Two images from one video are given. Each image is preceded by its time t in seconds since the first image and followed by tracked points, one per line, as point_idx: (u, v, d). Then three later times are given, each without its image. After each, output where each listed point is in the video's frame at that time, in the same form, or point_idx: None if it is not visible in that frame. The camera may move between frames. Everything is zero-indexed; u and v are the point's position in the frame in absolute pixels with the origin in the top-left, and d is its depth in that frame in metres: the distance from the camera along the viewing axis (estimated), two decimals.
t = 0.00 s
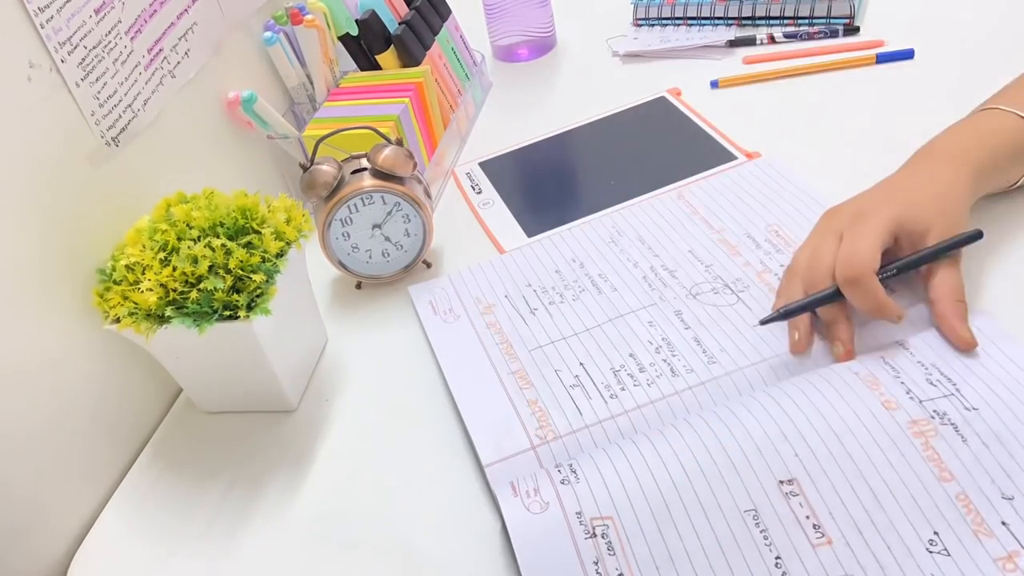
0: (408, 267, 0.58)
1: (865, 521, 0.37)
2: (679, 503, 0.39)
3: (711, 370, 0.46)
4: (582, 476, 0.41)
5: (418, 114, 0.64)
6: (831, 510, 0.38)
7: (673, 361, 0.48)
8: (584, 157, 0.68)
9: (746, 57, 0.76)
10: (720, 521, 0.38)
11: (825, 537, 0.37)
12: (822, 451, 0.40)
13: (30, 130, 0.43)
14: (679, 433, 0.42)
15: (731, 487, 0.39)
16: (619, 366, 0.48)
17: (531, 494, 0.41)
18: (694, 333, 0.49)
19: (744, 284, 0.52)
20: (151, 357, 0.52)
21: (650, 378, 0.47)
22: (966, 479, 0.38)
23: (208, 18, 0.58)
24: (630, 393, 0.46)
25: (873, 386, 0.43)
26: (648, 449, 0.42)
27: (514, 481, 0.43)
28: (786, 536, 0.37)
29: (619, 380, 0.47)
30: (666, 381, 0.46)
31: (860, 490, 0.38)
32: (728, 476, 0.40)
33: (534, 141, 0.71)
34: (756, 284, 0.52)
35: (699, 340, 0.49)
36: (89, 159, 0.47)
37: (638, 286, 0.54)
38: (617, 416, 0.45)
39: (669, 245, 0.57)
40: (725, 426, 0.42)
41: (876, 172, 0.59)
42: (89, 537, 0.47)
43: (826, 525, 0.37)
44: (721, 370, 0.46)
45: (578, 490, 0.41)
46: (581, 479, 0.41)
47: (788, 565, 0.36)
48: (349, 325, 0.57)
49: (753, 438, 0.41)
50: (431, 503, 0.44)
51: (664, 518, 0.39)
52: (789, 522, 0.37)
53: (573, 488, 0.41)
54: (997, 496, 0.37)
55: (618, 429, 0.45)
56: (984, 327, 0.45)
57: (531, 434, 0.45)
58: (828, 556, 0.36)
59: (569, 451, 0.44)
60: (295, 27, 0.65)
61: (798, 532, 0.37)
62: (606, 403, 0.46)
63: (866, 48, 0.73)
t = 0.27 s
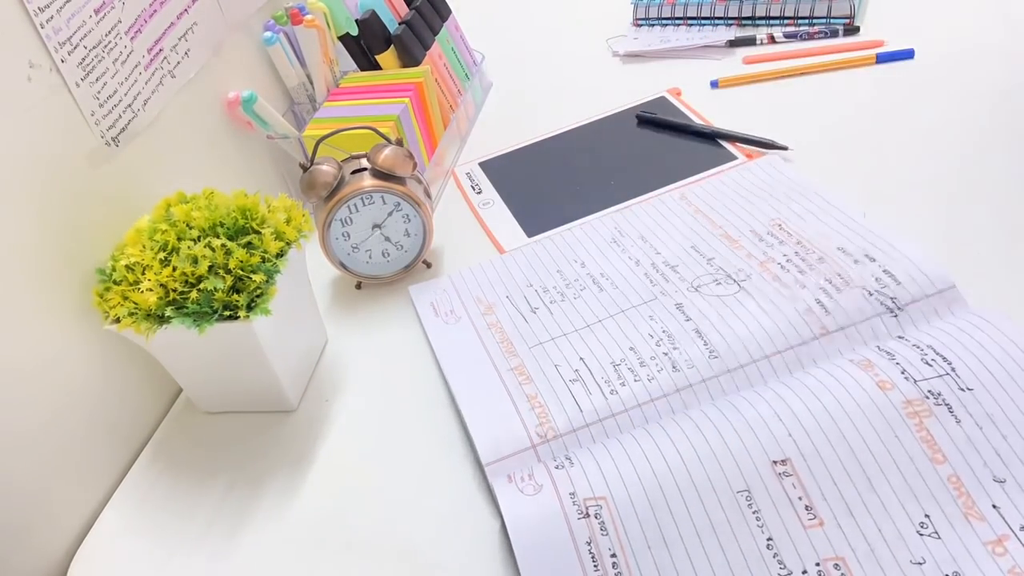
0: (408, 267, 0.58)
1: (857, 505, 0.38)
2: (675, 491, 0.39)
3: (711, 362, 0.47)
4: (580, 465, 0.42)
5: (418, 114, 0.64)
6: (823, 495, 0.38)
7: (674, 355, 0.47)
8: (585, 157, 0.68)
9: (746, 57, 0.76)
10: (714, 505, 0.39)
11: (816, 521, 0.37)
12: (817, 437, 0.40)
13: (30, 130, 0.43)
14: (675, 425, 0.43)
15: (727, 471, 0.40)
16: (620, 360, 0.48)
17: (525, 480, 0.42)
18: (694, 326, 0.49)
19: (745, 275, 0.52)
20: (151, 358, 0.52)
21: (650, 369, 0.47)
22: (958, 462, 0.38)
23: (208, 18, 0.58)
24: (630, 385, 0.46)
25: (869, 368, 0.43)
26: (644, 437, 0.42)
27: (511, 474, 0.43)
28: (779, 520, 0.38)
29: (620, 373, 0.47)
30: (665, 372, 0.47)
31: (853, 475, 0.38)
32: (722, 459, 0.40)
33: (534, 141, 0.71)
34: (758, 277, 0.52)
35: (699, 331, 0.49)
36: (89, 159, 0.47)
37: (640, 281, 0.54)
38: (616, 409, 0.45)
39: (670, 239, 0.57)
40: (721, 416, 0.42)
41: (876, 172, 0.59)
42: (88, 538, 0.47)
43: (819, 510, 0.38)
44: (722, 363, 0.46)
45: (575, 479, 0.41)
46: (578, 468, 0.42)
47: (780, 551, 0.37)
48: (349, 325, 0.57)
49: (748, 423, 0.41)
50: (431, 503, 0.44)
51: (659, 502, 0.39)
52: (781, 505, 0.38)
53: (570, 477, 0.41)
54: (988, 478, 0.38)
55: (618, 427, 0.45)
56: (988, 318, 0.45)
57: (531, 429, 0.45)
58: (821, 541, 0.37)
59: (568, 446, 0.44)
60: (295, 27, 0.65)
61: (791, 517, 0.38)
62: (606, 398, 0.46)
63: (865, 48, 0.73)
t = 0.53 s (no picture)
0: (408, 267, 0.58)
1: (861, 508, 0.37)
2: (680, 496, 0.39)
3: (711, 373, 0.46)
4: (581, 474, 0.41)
5: (418, 114, 0.64)
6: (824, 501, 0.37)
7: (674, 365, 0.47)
8: (585, 157, 0.68)
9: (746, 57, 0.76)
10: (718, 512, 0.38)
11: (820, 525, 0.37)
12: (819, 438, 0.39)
13: (30, 130, 0.43)
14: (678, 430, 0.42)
15: (730, 474, 0.39)
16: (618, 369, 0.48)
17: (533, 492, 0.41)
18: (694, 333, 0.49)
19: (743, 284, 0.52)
20: (151, 358, 0.52)
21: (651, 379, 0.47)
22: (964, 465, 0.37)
23: (208, 17, 0.58)
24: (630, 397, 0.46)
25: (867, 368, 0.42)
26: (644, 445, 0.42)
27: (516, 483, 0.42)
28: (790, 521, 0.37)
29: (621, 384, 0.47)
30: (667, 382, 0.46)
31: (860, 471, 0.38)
32: (726, 460, 0.39)
33: (534, 141, 0.71)
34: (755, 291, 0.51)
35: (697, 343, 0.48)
36: (89, 159, 0.47)
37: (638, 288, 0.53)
38: (617, 416, 0.45)
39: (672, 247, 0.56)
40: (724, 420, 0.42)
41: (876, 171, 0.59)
42: (88, 539, 0.47)
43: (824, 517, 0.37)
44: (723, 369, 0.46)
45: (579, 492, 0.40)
46: (586, 483, 0.41)
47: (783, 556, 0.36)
48: (349, 325, 0.57)
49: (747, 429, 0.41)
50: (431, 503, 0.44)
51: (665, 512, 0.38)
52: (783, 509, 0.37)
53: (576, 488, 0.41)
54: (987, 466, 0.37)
55: (619, 429, 0.44)
56: (985, 316, 0.44)
57: (530, 435, 0.45)
58: (822, 548, 0.36)
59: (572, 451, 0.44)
60: (295, 27, 0.65)
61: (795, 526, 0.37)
62: (607, 406, 0.46)
63: (865, 48, 0.73)
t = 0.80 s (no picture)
0: (397, 251, 0.58)
1: (825, 471, 0.39)
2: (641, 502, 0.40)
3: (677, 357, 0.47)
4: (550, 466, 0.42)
5: (412, 96, 0.64)
6: (788, 474, 0.39)
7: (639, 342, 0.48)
8: (579, 139, 0.67)
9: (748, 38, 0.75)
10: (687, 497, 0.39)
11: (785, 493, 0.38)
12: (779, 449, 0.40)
13: (13, 114, 0.44)
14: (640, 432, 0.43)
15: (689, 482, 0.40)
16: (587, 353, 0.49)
17: (505, 495, 0.42)
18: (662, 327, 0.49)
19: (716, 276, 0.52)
20: (137, 339, 0.53)
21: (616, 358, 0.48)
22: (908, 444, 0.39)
23: None
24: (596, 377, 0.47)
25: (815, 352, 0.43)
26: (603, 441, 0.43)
27: (489, 479, 0.43)
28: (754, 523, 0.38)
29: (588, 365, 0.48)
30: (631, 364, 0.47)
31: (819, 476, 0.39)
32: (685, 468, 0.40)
33: (531, 122, 0.71)
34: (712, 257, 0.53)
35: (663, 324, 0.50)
36: (75, 142, 0.48)
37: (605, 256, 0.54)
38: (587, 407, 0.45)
39: (634, 220, 0.58)
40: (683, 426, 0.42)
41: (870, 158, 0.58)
42: (74, 516, 0.47)
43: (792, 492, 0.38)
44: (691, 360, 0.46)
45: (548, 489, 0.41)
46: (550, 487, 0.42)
47: (768, 513, 0.38)
48: (337, 308, 0.57)
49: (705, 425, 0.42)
50: (405, 489, 0.45)
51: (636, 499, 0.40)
52: (749, 483, 0.39)
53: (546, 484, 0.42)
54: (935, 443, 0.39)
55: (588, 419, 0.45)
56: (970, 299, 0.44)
57: (505, 424, 0.46)
58: (801, 505, 0.38)
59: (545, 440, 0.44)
60: (290, 8, 0.65)
61: (768, 487, 0.39)
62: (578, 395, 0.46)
63: (868, 28, 0.71)
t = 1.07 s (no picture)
0: (397, 251, 0.58)
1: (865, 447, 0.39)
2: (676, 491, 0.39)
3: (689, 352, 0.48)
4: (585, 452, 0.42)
5: (412, 96, 0.64)
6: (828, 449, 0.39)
7: (665, 332, 0.49)
8: (580, 139, 0.67)
9: (748, 37, 0.75)
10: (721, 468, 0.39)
11: (830, 470, 0.38)
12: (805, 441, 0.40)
13: (13, 114, 0.44)
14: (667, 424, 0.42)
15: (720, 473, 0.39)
16: (613, 343, 0.49)
17: (545, 484, 0.41)
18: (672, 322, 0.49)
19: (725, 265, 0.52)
20: (138, 338, 0.53)
21: (643, 347, 0.48)
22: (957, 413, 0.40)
23: None
24: (625, 365, 0.47)
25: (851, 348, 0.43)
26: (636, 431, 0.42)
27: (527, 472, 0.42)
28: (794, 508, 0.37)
29: (616, 356, 0.48)
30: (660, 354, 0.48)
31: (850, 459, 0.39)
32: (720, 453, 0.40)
33: (531, 122, 0.71)
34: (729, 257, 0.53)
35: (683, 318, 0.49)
36: (76, 142, 0.48)
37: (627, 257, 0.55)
38: (608, 400, 0.45)
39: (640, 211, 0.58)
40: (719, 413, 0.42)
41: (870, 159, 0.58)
42: (73, 516, 0.47)
43: (835, 463, 0.38)
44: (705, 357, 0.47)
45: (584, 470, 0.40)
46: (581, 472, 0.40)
47: (813, 481, 0.38)
48: (337, 307, 0.57)
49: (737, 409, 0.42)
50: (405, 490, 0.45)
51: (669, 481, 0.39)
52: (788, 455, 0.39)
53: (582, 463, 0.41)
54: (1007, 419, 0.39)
55: (612, 414, 0.45)
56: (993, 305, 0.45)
57: (535, 417, 0.46)
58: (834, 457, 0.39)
59: (572, 436, 0.44)
60: (290, 8, 0.65)
61: (809, 454, 0.39)
62: (597, 390, 0.46)
63: (868, 28, 0.71)
